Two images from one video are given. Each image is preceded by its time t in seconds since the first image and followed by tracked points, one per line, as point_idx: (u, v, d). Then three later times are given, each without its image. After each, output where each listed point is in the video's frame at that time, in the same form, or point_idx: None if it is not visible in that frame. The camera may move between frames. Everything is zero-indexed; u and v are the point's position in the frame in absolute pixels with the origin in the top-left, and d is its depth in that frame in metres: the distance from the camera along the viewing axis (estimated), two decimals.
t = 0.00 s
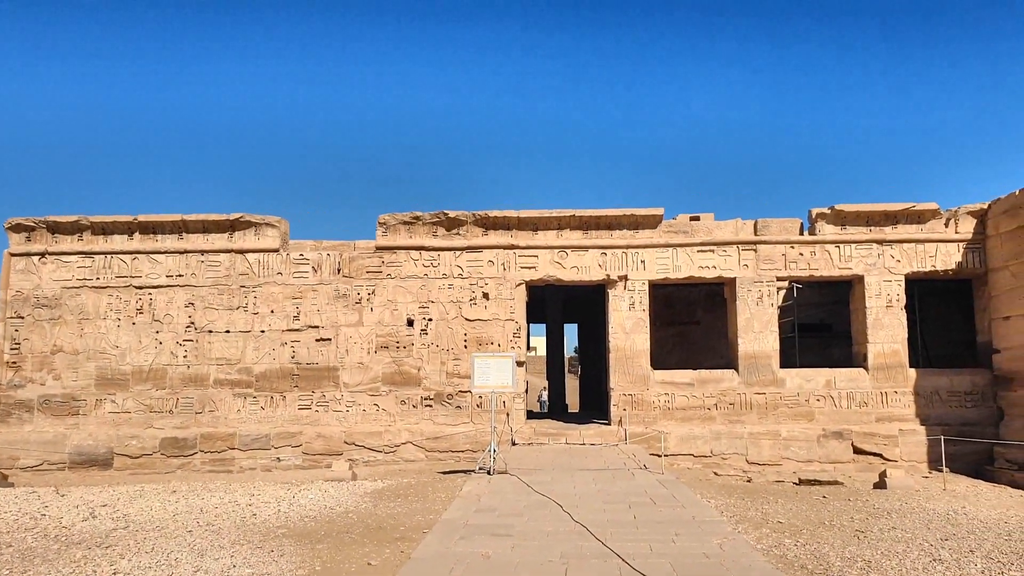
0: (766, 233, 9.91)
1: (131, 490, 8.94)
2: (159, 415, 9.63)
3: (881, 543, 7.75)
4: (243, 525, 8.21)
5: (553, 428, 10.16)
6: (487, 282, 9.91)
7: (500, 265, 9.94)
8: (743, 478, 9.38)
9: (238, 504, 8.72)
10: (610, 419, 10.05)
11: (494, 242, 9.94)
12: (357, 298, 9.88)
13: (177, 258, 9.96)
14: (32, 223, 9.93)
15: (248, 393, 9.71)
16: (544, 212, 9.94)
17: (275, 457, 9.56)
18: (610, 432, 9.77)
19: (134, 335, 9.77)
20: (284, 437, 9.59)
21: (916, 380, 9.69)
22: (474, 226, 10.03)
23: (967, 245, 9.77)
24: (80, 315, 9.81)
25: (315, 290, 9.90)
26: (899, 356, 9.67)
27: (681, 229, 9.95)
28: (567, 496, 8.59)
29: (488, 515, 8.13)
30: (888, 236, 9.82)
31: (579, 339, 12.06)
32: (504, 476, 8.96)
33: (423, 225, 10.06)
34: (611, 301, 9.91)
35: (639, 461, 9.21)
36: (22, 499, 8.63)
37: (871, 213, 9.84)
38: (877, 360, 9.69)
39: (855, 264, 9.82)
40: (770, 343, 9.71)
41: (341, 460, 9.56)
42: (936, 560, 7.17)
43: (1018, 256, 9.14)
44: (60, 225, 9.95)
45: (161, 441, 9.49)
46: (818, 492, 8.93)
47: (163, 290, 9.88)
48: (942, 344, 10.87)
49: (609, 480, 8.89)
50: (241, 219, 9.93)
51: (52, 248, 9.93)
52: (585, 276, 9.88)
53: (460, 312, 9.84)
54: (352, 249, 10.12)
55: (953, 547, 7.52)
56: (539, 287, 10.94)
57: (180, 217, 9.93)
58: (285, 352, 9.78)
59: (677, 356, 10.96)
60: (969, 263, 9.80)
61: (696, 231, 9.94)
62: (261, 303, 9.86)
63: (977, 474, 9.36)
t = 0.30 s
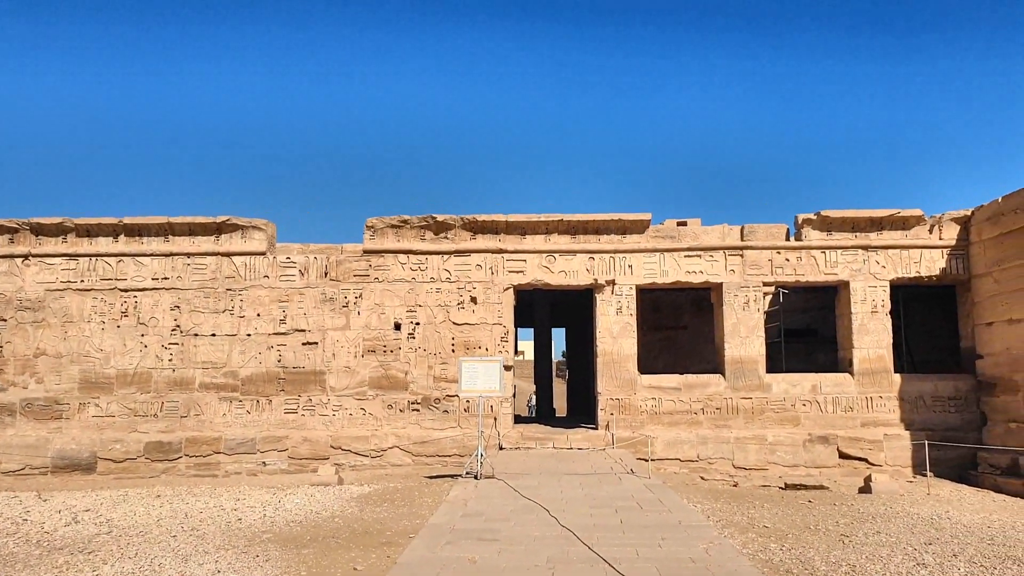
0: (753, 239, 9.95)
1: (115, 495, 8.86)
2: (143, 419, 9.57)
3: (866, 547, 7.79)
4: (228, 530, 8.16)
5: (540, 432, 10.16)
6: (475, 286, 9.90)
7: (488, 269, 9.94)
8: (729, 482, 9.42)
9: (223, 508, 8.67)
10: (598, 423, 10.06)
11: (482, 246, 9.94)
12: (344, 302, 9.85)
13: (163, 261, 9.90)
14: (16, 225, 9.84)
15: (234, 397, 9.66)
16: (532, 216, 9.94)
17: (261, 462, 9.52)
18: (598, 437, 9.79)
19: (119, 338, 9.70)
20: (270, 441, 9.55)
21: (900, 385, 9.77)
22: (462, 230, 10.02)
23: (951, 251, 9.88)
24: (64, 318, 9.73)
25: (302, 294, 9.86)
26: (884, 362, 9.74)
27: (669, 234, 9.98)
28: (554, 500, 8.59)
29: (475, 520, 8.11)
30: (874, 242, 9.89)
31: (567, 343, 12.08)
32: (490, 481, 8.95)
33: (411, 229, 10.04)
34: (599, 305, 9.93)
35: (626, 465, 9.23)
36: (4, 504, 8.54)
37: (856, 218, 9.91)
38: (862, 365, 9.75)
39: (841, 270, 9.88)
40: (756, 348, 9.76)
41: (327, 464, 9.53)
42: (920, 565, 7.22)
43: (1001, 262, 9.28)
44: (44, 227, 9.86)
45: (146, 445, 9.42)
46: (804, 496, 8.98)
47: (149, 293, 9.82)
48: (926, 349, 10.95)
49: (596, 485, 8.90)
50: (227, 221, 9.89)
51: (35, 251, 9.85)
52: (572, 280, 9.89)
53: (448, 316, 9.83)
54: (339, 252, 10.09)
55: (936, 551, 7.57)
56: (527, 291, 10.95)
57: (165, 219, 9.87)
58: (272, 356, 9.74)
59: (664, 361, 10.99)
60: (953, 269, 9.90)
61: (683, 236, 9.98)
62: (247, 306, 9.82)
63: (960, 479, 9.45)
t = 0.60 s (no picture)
0: (737, 244, 10.02)
1: (92, 500, 8.74)
2: (123, 422, 9.46)
3: (846, 550, 7.87)
4: (208, 535, 8.08)
5: (525, 436, 10.15)
6: (460, 290, 9.89)
7: (474, 272, 9.93)
8: (712, 486, 9.47)
9: (204, 513, 8.58)
10: (582, 427, 10.07)
11: (468, 250, 9.93)
12: (328, 304, 9.80)
13: (144, 262, 9.79)
14: None
15: (216, 401, 9.58)
16: (518, 220, 9.94)
17: (242, 465, 9.44)
18: (582, 441, 9.80)
19: (98, 341, 9.58)
20: (252, 445, 9.48)
21: (881, 390, 9.88)
22: (448, 233, 10.00)
23: (930, 258, 10.06)
24: (42, 320, 9.59)
25: (285, 297, 9.80)
26: (865, 367, 9.84)
27: (653, 239, 10.03)
28: (537, 504, 8.59)
29: (458, 524, 8.09)
30: (855, 249, 10.00)
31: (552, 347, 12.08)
32: (474, 485, 8.94)
33: (396, 232, 10.01)
34: (584, 309, 9.95)
35: (609, 469, 9.25)
36: None
37: (839, 225, 10.02)
38: (844, 370, 9.85)
39: (823, 276, 9.97)
40: (739, 353, 9.82)
41: (309, 468, 9.48)
42: (898, 567, 7.30)
43: (979, 269, 9.52)
44: (22, 227, 9.72)
45: (125, 449, 9.31)
46: (786, 500, 9.05)
47: (129, 295, 9.71)
48: (906, 355, 11.07)
49: (579, 489, 8.92)
50: (210, 223, 9.81)
51: (13, 251, 9.71)
52: (558, 284, 9.91)
53: (433, 320, 9.81)
54: (323, 255, 10.04)
55: (915, 554, 7.66)
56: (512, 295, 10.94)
57: (147, 220, 9.76)
58: (254, 359, 9.68)
59: (648, 366, 11.02)
60: (932, 276, 10.09)
61: (668, 241, 10.03)
62: (230, 309, 9.75)
63: (938, 483, 9.59)
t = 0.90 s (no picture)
0: (718, 248, 10.08)
1: (68, 505, 8.63)
2: (99, 427, 9.35)
3: (824, 552, 7.92)
4: (186, 540, 7.99)
5: (507, 439, 10.13)
6: (442, 293, 9.86)
7: (457, 275, 9.90)
8: (693, 489, 9.50)
9: (182, 518, 8.49)
10: (565, 430, 10.07)
11: (450, 253, 9.91)
12: (309, 307, 9.75)
13: (122, 264, 9.69)
14: None
15: (195, 404, 9.50)
16: (501, 223, 9.94)
17: (222, 470, 9.37)
18: (564, 444, 9.80)
19: (75, 344, 9.46)
20: (232, 449, 9.41)
21: (860, 392, 9.96)
22: (430, 236, 9.98)
23: (908, 262, 10.19)
24: (17, 323, 9.47)
25: (266, 300, 9.74)
26: (844, 369, 9.92)
27: (636, 243, 10.06)
28: (519, 508, 8.58)
29: (439, 528, 8.07)
30: (835, 253, 10.10)
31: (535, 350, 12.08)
32: (456, 489, 8.92)
33: (378, 234, 9.97)
34: (567, 313, 9.96)
35: (591, 472, 9.26)
36: None
37: (818, 229, 10.11)
38: (824, 373, 9.92)
39: (803, 279, 10.05)
40: (720, 355, 9.87)
41: (290, 472, 9.43)
42: (876, 569, 7.36)
43: (956, 273, 9.66)
44: None
45: (102, 453, 9.21)
46: (766, 502, 9.11)
47: (107, 297, 9.60)
48: (885, 358, 11.18)
49: (561, 492, 8.91)
50: (190, 225, 9.72)
51: None
52: (541, 288, 9.91)
53: (415, 323, 9.78)
54: (304, 257, 9.99)
55: (892, 555, 7.72)
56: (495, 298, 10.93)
57: (125, 222, 9.66)
58: (234, 363, 9.61)
59: (631, 369, 11.04)
60: (910, 279, 10.24)
61: (650, 244, 10.07)
62: (210, 312, 9.68)
63: (916, 484, 9.70)
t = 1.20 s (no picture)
0: (695, 251, 10.15)
1: (37, 510, 8.48)
2: (70, 430, 9.21)
3: (798, 551, 8.01)
4: (159, 544, 7.88)
5: (485, 441, 10.11)
6: (421, 294, 9.82)
7: (435, 277, 9.87)
8: (670, 489, 9.56)
9: (154, 522, 8.37)
10: (543, 432, 10.09)
11: (429, 254, 9.88)
12: (285, 308, 9.68)
13: (94, 265, 9.53)
14: None
15: (169, 407, 9.39)
16: (480, 224, 9.91)
17: (196, 473, 9.28)
18: (542, 445, 9.81)
19: (44, 346, 9.30)
20: (206, 452, 9.33)
21: (834, 393, 10.09)
22: (409, 237, 9.93)
23: (882, 265, 10.36)
24: None
25: (241, 301, 9.66)
26: (819, 371, 10.04)
27: (614, 245, 10.09)
28: (497, 509, 8.58)
29: (416, 530, 8.04)
30: (811, 255, 10.21)
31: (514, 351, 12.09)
32: (433, 491, 8.90)
33: (355, 235, 9.90)
34: (546, 314, 9.97)
35: (569, 473, 9.29)
36: None
37: (794, 232, 10.21)
38: (799, 374, 10.03)
39: (779, 281, 10.15)
40: (697, 357, 9.94)
41: (266, 475, 9.37)
42: (848, 567, 7.46)
43: (928, 275, 9.91)
44: None
45: (72, 457, 9.08)
46: (741, 503, 9.20)
47: (78, 298, 9.44)
48: (859, 359, 11.34)
49: (539, 493, 8.93)
50: (164, 225, 9.59)
51: None
52: (520, 289, 9.90)
53: (393, 325, 9.73)
54: (281, 258, 9.91)
55: (864, 554, 7.83)
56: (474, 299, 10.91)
57: (97, 222, 9.50)
58: (209, 364, 9.52)
59: (609, 370, 11.08)
60: (884, 282, 10.41)
61: (628, 246, 10.10)
62: (184, 313, 9.56)
63: (889, 484, 9.86)
